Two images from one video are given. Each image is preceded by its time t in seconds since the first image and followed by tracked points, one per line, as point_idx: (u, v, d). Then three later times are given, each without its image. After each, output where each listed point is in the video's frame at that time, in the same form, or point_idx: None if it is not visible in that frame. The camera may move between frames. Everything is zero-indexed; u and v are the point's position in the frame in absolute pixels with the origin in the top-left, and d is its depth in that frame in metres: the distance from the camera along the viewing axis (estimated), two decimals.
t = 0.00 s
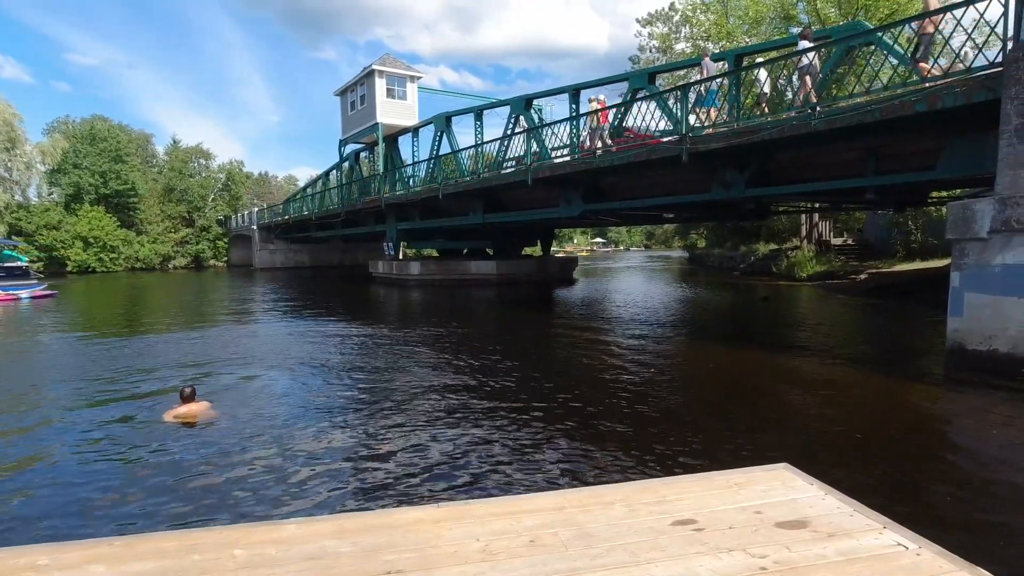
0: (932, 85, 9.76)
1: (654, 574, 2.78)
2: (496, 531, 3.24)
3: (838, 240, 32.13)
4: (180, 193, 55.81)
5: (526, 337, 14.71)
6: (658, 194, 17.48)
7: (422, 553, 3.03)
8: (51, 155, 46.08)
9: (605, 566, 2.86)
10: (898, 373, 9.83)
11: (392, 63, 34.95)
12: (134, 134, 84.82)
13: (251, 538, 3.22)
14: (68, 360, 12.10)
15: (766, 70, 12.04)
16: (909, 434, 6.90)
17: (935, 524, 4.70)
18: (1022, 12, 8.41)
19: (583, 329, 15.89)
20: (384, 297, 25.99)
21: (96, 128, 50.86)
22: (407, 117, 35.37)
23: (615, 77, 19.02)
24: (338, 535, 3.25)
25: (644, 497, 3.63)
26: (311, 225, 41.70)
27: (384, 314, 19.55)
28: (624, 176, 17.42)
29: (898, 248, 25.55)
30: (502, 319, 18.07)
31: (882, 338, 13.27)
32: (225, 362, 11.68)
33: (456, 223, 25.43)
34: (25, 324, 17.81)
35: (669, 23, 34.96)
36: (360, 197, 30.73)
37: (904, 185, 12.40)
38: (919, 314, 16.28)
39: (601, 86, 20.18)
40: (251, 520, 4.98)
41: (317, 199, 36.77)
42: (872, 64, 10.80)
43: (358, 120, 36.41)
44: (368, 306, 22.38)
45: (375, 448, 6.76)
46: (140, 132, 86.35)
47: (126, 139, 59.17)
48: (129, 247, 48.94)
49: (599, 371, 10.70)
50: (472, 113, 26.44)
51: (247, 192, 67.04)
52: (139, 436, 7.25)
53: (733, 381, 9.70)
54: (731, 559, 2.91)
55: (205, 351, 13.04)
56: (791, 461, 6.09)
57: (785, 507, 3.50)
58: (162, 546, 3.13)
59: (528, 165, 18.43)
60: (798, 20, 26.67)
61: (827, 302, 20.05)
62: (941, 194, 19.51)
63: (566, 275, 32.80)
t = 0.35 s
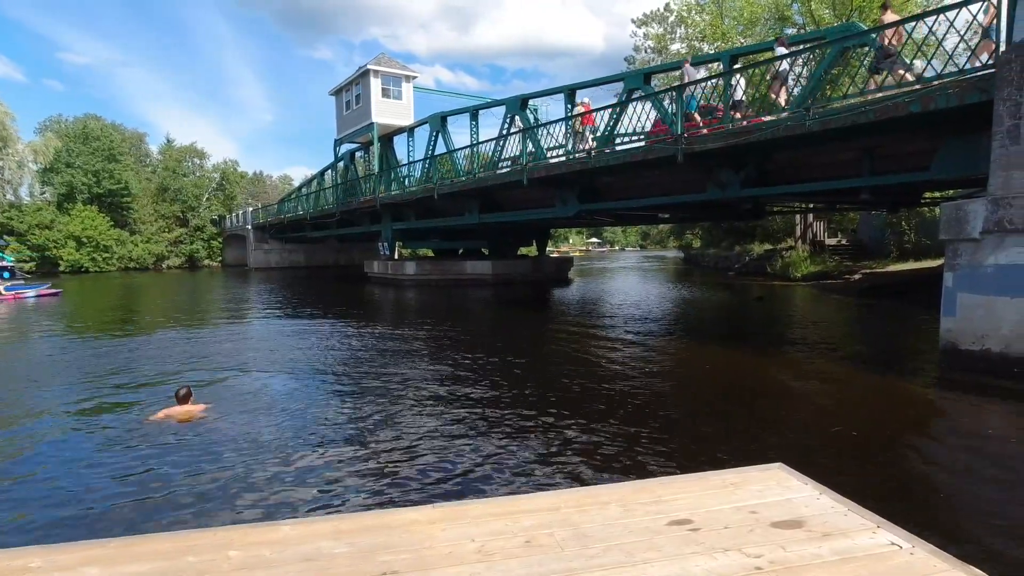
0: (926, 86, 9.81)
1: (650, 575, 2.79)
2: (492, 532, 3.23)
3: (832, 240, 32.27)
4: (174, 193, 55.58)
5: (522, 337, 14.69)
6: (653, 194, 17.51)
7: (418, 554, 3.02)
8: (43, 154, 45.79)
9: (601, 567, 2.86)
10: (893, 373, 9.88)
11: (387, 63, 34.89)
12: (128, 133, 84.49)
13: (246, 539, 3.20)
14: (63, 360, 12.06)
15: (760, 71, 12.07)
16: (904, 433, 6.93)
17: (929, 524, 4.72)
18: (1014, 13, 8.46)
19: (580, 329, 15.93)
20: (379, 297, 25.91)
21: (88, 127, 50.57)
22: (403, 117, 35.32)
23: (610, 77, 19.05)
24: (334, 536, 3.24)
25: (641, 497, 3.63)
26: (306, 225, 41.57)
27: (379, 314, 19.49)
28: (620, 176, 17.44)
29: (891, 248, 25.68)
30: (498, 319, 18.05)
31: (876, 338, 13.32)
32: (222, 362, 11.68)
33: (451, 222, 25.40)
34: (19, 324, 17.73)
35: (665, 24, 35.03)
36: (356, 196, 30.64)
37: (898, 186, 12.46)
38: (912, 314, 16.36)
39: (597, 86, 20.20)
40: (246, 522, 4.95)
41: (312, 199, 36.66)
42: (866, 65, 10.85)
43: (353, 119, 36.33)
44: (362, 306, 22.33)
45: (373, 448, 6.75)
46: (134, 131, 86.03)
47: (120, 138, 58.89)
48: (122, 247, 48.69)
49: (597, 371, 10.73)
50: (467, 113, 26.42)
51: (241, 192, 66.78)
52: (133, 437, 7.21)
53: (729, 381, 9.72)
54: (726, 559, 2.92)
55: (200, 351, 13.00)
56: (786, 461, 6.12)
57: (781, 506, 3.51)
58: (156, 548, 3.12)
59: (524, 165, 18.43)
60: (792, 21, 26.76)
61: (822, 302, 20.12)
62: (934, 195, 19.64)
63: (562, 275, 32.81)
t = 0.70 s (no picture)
0: (919, 87, 9.84)
1: (644, 574, 2.79)
2: (488, 532, 3.23)
3: (827, 240, 32.42)
4: (168, 193, 55.30)
5: (516, 337, 14.69)
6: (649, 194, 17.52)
7: (413, 554, 3.02)
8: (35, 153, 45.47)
9: (596, 567, 2.87)
10: (886, 373, 9.93)
11: (383, 63, 34.84)
12: (122, 132, 84.25)
13: (241, 541, 3.20)
14: (58, 360, 12.03)
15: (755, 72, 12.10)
16: (897, 433, 6.96)
17: (922, 523, 4.74)
18: (1006, 14, 8.51)
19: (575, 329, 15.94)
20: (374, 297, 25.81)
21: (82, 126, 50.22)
22: (398, 117, 35.26)
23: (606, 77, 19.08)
24: (330, 537, 3.23)
25: (635, 497, 3.63)
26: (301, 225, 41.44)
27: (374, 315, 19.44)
28: (615, 176, 17.45)
29: (885, 249, 25.80)
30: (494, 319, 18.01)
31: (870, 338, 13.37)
32: (217, 362, 11.67)
33: (447, 223, 25.37)
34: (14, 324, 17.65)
35: (660, 24, 35.11)
36: (351, 196, 30.57)
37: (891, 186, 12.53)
38: (907, 314, 16.42)
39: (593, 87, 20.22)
40: (240, 523, 4.93)
41: (308, 199, 36.59)
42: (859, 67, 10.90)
43: (348, 119, 36.24)
44: (357, 306, 22.27)
45: (367, 449, 6.72)
46: (128, 130, 85.79)
47: (113, 138, 58.56)
48: (116, 247, 48.40)
49: (591, 371, 10.75)
50: (463, 113, 26.41)
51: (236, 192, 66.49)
52: (127, 437, 7.18)
53: (724, 381, 9.75)
54: (720, 558, 2.93)
55: (195, 351, 12.96)
56: (780, 461, 6.14)
57: (775, 506, 3.52)
58: (149, 549, 3.10)
59: (519, 165, 18.42)
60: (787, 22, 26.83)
61: (816, 302, 20.18)
62: (928, 196, 19.72)
63: (557, 275, 32.80)
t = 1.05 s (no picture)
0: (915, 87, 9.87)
1: (641, 573, 2.80)
2: (485, 531, 3.24)
3: (825, 240, 32.49)
4: (166, 193, 55.24)
5: (514, 337, 14.66)
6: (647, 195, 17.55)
7: (410, 554, 3.02)
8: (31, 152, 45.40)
9: (593, 566, 2.87)
10: (883, 372, 9.96)
11: (381, 63, 34.81)
12: (120, 132, 84.13)
13: (237, 541, 3.19)
14: (56, 360, 12.03)
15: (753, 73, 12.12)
16: (894, 433, 6.97)
17: (919, 522, 4.76)
18: (1002, 14, 8.53)
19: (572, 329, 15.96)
20: (373, 297, 25.87)
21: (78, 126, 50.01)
22: (397, 117, 35.24)
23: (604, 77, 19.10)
24: (327, 536, 3.24)
25: (632, 497, 3.64)
26: (299, 225, 41.43)
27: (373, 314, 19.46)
28: (613, 176, 17.48)
29: (883, 249, 25.85)
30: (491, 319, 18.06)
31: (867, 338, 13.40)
32: (215, 362, 11.65)
33: (445, 222, 25.37)
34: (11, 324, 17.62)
35: (658, 24, 35.12)
36: (349, 196, 30.55)
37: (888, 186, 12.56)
38: (904, 314, 16.48)
39: (591, 87, 20.23)
40: (237, 523, 4.93)
41: (306, 199, 36.56)
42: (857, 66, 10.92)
43: (346, 119, 36.21)
44: (356, 306, 22.29)
45: (367, 449, 6.71)
46: (125, 129, 85.69)
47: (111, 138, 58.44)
48: (114, 246, 48.30)
49: (589, 371, 10.75)
50: (461, 113, 26.39)
51: (234, 192, 66.39)
52: (123, 437, 7.16)
53: (721, 381, 9.76)
54: (716, 557, 2.94)
55: (192, 351, 12.96)
56: (777, 461, 6.14)
57: (771, 505, 3.53)
58: (145, 550, 3.10)
59: (517, 165, 18.43)
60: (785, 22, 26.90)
61: (814, 302, 20.22)
62: (925, 196, 19.78)
63: (556, 275, 32.82)
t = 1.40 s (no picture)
0: (915, 87, 9.89)
1: (640, 573, 2.81)
2: (484, 531, 3.25)
3: (824, 240, 32.51)
4: (165, 192, 55.25)
5: (514, 337, 14.65)
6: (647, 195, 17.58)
7: (410, 553, 3.03)
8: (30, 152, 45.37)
9: (592, 565, 2.88)
10: (882, 372, 9.97)
11: (381, 63, 34.81)
12: (120, 132, 84.18)
13: (235, 541, 3.20)
14: (56, 360, 12.04)
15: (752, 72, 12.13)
16: (893, 432, 6.98)
17: (918, 522, 4.77)
18: (1002, 14, 8.53)
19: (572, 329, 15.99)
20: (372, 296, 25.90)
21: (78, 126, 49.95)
22: (396, 117, 35.24)
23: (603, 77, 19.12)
24: (325, 536, 3.24)
25: (631, 496, 3.64)
26: (299, 225, 41.47)
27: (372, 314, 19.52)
28: (613, 176, 17.51)
29: (882, 249, 25.80)
30: (490, 318, 18.15)
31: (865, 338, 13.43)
32: (215, 362, 11.63)
33: (444, 223, 25.42)
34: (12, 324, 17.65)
35: (658, 24, 35.12)
36: (349, 196, 30.55)
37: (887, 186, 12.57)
38: (902, 313, 16.52)
39: (591, 86, 20.25)
40: (238, 523, 4.93)
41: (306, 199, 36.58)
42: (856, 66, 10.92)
43: (346, 119, 36.21)
44: (356, 306, 22.33)
45: (366, 449, 6.72)
46: (125, 130, 85.80)
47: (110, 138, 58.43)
48: (113, 246, 48.32)
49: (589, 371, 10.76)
50: (460, 112, 26.40)
51: (234, 192, 66.41)
52: (122, 437, 7.16)
53: (721, 381, 9.76)
54: (715, 556, 2.95)
55: (192, 351, 12.95)
56: (777, 461, 6.15)
57: (770, 504, 3.54)
58: (143, 550, 3.10)
59: (517, 165, 18.44)
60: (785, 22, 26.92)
61: (813, 301, 20.26)
62: (923, 196, 19.75)
63: (555, 275, 32.86)
